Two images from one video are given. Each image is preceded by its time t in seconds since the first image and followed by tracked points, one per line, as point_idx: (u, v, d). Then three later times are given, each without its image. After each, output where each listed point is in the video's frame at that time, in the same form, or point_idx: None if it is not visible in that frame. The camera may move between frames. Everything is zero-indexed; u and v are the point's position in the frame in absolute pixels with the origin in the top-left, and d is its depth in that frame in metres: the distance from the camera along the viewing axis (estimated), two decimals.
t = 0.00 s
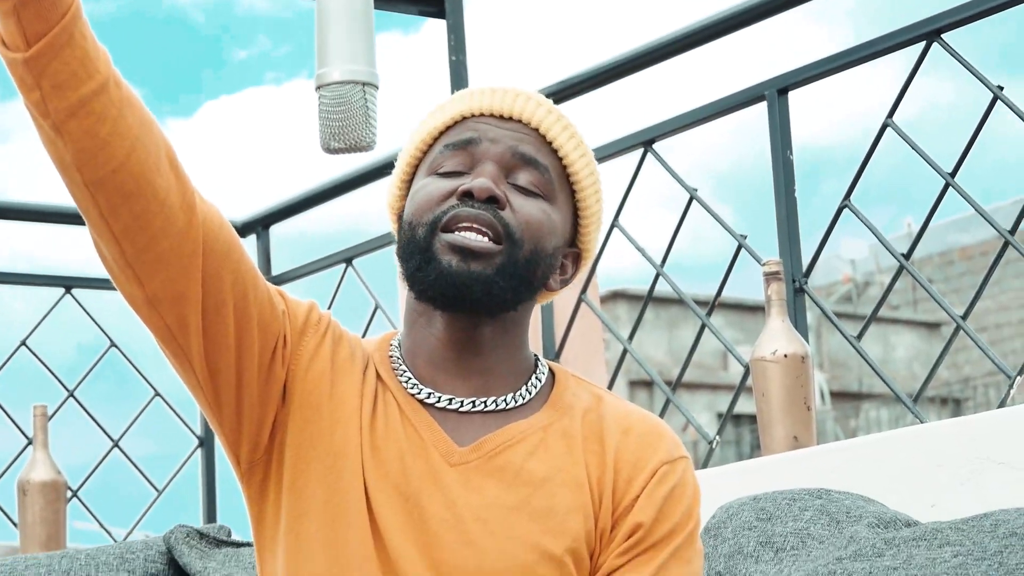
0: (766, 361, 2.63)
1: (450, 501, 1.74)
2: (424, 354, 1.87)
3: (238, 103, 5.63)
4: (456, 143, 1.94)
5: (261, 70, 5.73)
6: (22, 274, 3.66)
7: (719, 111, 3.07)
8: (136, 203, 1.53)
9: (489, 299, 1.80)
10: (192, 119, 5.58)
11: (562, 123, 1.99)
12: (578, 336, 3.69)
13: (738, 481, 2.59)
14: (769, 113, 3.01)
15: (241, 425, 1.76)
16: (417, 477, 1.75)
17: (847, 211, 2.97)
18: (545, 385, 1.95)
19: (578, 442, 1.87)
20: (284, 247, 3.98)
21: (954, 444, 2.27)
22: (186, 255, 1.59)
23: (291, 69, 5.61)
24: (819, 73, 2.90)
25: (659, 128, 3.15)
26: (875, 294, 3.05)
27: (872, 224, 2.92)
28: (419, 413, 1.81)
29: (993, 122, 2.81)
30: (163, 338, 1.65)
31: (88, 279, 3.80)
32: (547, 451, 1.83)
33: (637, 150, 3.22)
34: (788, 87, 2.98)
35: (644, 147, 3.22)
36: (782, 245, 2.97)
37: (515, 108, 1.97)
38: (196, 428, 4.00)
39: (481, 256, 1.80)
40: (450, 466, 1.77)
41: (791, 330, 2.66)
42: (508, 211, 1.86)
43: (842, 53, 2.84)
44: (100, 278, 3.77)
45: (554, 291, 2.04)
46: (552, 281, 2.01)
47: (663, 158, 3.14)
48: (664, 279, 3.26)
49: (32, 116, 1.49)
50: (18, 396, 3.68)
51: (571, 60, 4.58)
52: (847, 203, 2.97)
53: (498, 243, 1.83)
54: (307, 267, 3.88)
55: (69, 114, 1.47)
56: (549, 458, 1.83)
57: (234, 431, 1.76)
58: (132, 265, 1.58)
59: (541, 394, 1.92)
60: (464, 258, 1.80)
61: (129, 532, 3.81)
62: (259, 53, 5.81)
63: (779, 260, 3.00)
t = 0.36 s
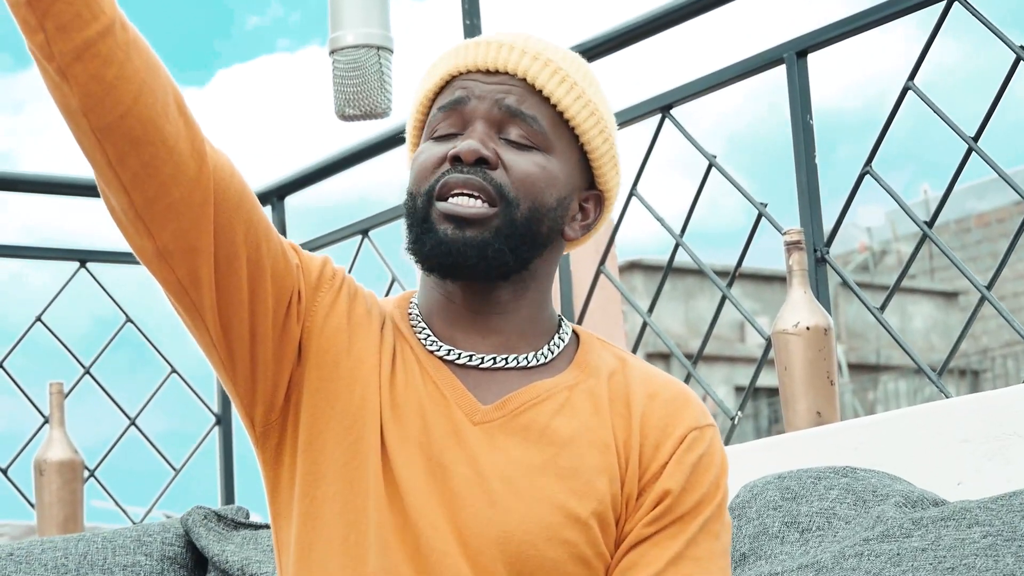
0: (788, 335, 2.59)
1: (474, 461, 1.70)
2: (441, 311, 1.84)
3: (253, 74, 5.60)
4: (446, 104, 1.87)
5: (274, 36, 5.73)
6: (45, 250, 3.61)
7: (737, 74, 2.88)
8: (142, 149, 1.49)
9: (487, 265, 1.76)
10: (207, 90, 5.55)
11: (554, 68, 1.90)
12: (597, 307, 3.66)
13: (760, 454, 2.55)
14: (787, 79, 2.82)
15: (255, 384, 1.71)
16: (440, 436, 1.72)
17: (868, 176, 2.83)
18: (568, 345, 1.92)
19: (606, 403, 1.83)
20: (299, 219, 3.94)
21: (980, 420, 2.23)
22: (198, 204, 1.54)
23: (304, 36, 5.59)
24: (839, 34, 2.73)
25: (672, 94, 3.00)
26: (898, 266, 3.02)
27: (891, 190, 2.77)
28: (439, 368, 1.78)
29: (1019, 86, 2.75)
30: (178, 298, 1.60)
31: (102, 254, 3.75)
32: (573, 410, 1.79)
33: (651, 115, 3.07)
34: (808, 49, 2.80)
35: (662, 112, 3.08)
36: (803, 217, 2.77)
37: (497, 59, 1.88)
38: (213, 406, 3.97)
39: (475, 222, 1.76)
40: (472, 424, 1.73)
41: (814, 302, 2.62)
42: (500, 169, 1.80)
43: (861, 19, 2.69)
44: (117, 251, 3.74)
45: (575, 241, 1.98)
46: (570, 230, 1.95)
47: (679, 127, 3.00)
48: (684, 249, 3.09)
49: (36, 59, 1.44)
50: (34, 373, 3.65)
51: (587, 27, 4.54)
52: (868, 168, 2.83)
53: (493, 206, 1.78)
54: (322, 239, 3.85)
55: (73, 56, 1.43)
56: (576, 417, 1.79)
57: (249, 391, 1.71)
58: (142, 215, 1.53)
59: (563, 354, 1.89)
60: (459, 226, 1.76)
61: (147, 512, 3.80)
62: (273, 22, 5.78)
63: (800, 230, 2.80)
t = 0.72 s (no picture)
0: (787, 336, 2.57)
1: (468, 456, 1.67)
2: (435, 303, 1.81)
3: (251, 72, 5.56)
4: (432, 88, 1.86)
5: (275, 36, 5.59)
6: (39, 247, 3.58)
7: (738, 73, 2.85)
8: (131, 127, 1.46)
9: (468, 247, 1.73)
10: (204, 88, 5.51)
11: (537, 50, 1.89)
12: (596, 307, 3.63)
13: (759, 457, 2.52)
14: (788, 78, 2.78)
15: (245, 378, 1.68)
16: (434, 430, 1.69)
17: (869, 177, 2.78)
18: (566, 344, 1.89)
19: (604, 398, 1.80)
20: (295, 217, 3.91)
21: (982, 422, 2.19)
22: (183, 187, 1.51)
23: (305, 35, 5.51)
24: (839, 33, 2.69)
25: (672, 94, 2.97)
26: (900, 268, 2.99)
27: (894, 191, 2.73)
28: (434, 361, 1.75)
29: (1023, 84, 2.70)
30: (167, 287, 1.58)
31: (96, 252, 3.71)
32: (571, 404, 1.76)
33: (650, 114, 3.04)
34: (809, 49, 2.76)
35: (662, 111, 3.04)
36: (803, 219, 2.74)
37: (482, 42, 1.86)
38: (208, 407, 3.94)
39: (456, 204, 1.73)
40: (467, 419, 1.70)
41: (814, 303, 2.59)
42: (482, 149, 1.78)
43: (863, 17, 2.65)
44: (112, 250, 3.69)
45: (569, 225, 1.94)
46: (559, 219, 1.90)
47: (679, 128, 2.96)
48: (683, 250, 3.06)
49: (21, 31, 1.42)
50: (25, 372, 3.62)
51: (588, 24, 4.50)
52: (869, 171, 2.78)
53: (473, 186, 1.76)
54: (318, 238, 3.82)
55: (59, 28, 1.40)
56: (574, 412, 1.76)
57: (240, 386, 1.68)
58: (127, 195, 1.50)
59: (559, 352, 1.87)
60: (438, 209, 1.73)
61: (141, 510, 3.77)
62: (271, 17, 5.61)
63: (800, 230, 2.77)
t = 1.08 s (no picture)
0: (782, 394, 2.54)
1: (444, 523, 1.66)
2: (411, 362, 1.81)
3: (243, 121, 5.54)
4: (407, 138, 1.94)
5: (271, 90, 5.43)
6: (23, 296, 3.59)
7: (732, 128, 2.81)
8: (113, 174, 1.52)
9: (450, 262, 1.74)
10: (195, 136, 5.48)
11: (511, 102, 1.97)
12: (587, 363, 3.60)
13: (752, 515, 2.48)
14: (783, 134, 2.75)
15: (220, 437, 1.70)
16: (412, 500, 1.67)
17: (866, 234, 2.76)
18: (543, 399, 1.88)
19: (583, 462, 1.78)
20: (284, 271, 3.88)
21: (981, 484, 2.17)
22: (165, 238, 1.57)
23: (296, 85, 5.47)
24: (835, 90, 2.67)
25: (665, 149, 2.93)
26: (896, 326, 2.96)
27: (890, 248, 2.70)
28: (411, 428, 1.74)
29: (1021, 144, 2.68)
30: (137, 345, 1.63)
31: (82, 302, 3.70)
32: (549, 470, 1.74)
33: (643, 169, 3.00)
34: (804, 105, 2.73)
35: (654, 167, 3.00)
36: (799, 275, 2.72)
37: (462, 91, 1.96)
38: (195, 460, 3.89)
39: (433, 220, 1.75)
40: (444, 486, 1.69)
41: (808, 362, 2.56)
42: (461, 172, 1.82)
43: (859, 74, 2.62)
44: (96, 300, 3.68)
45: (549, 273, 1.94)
46: (538, 262, 1.90)
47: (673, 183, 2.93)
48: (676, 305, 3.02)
49: (5, 75, 1.48)
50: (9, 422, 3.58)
51: (582, 79, 4.49)
52: (865, 226, 2.76)
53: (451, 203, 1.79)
54: (308, 291, 3.78)
55: (45, 68, 1.47)
56: (553, 478, 1.74)
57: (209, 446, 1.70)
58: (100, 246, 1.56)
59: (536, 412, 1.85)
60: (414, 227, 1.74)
61: (128, 565, 3.70)
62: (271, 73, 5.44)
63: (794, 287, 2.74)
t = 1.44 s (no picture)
0: (804, 418, 2.52)
1: (465, 543, 1.64)
2: (428, 384, 1.82)
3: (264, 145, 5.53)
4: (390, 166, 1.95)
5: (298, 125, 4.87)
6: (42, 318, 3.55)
7: (755, 150, 2.80)
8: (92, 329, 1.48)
9: (461, 294, 1.77)
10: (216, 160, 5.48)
11: (483, 109, 2.00)
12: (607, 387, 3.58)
13: (775, 538, 2.46)
14: (805, 156, 2.74)
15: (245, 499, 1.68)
16: (436, 521, 1.66)
17: (888, 256, 2.74)
18: (566, 420, 1.87)
19: (607, 482, 1.76)
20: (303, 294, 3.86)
21: (1006, 509, 2.15)
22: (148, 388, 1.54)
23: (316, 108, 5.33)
24: (858, 112, 2.65)
25: (686, 170, 2.92)
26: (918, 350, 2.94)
27: (912, 270, 2.67)
28: (428, 448, 1.74)
29: None
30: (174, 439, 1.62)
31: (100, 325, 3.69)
32: (572, 488, 1.73)
33: (664, 191, 2.99)
34: (826, 127, 2.72)
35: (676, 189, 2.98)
36: (821, 299, 2.70)
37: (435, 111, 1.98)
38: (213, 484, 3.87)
39: (436, 259, 1.78)
40: (465, 505, 1.68)
41: (831, 385, 2.54)
42: (454, 198, 1.85)
43: (883, 96, 2.60)
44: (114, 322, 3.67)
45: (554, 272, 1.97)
46: (540, 265, 1.93)
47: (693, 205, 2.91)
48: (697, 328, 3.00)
49: None
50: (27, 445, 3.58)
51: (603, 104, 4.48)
52: (888, 248, 2.73)
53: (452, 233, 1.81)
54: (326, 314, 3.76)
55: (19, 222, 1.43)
56: (575, 496, 1.72)
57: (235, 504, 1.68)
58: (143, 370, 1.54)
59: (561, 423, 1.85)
60: (418, 269, 1.77)
61: None
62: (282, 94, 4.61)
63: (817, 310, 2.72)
